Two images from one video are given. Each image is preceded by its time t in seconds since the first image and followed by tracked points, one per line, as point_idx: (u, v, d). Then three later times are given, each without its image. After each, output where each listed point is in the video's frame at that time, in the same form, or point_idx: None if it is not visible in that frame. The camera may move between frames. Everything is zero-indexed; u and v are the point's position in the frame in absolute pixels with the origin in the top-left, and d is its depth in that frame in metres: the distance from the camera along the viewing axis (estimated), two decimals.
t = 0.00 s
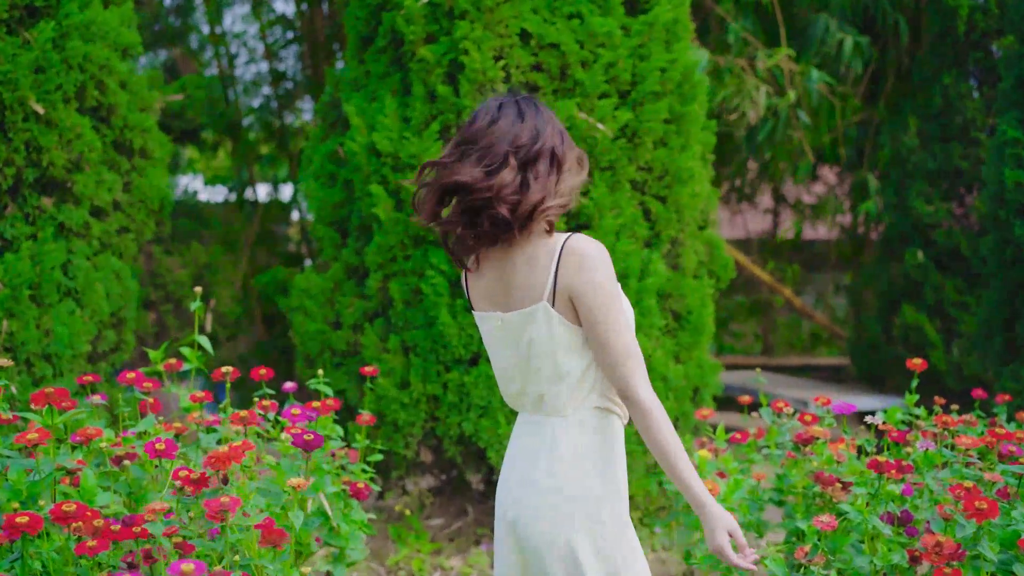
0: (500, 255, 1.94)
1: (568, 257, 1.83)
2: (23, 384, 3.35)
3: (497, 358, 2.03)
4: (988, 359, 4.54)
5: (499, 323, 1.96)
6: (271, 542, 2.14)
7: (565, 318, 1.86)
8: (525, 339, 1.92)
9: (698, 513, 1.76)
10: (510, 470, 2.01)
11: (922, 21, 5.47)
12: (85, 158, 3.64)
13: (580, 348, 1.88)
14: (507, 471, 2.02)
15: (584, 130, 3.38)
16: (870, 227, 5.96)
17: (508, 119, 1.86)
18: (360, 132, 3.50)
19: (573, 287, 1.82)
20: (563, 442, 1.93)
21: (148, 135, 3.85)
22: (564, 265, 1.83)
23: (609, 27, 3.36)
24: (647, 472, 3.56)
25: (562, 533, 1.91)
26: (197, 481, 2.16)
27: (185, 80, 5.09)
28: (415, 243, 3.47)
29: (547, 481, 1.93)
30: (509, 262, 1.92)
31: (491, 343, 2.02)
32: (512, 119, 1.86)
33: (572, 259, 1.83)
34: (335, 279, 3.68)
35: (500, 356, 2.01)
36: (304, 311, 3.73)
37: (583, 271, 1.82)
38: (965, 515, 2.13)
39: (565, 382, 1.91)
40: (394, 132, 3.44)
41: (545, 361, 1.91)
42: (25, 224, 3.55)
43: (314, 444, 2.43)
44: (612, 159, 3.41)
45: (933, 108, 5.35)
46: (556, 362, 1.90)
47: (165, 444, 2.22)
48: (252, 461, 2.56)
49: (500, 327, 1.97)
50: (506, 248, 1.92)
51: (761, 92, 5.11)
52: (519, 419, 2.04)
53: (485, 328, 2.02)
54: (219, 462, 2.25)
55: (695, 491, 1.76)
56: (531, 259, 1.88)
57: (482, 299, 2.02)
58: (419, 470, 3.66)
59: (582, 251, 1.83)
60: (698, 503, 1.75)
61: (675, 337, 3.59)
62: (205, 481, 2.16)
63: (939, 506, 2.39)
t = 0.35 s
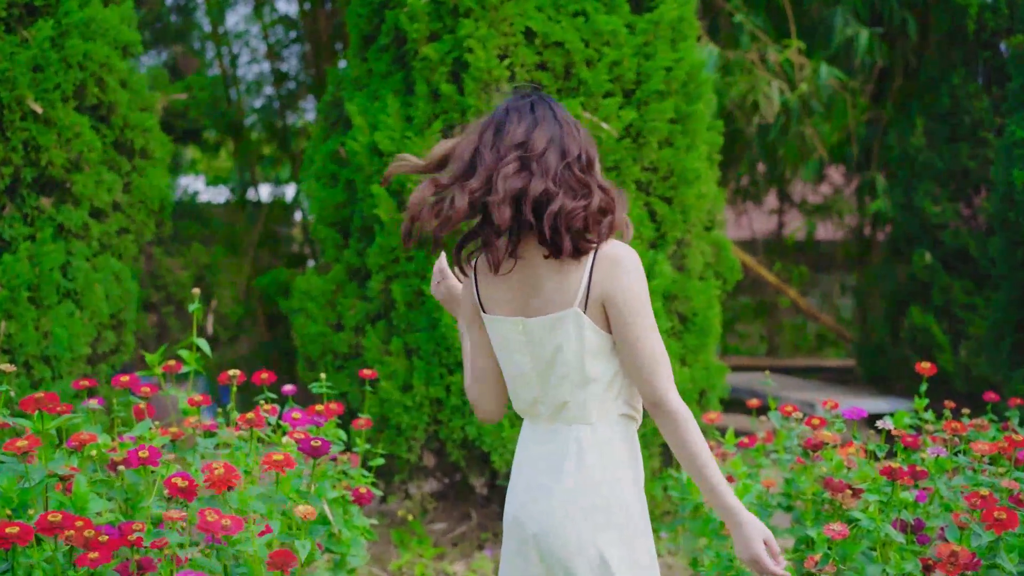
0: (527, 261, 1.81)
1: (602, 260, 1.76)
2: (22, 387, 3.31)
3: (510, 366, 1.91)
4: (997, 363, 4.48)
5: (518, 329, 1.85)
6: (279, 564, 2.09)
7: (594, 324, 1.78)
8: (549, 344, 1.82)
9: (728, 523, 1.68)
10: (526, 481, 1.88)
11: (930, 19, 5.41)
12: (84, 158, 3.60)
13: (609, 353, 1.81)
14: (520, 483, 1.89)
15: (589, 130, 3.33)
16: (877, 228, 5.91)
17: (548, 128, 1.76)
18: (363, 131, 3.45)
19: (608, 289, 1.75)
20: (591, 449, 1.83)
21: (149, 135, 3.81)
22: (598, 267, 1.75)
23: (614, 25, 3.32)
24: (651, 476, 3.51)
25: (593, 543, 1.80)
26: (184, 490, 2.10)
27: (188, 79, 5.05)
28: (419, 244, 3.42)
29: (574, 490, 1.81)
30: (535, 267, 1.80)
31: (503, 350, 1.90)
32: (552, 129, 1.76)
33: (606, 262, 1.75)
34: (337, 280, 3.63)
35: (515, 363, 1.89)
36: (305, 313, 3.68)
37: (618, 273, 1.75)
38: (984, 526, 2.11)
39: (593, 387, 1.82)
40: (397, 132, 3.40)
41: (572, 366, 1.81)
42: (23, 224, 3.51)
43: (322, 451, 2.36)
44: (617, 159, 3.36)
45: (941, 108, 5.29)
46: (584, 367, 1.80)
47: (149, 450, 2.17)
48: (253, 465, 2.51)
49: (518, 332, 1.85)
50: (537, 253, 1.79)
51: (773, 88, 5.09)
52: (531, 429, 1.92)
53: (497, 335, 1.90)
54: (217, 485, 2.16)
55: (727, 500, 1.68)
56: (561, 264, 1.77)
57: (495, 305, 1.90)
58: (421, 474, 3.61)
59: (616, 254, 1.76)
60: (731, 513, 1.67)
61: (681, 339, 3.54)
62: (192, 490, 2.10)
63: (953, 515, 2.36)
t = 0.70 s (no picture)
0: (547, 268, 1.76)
1: (630, 267, 1.73)
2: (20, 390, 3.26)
3: (525, 375, 1.85)
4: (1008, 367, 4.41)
5: (537, 336, 1.79)
6: None
7: (620, 331, 1.75)
8: (571, 352, 1.78)
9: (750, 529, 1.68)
10: (540, 489, 1.81)
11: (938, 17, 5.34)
12: (83, 158, 3.56)
13: (633, 362, 1.78)
14: (535, 492, 1.82)
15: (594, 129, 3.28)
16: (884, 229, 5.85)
17: (589, 131, 1.72)
18: (365, 131, 3.40)
19: (636, 296, 1.73)
20: (612, 458, 1.78)
21: (150, 134, 3.77)
22: (627, 275, 1.73)
23: (620, 23, 3.28)
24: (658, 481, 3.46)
25: (612, 555, 1.75)
26: (186, 500, 2.04)
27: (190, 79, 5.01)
28: (422, 245, 3.38)
29: (595, 499, 1.76)
30: (556, 275, 1.76)
31: (518, 359, 1.84)
32: (591, 132, 1.73)
33: (635, 270, 1.73)
34: (339, 282, 3.59)
35: (531, 372, 1.83)
36: (307, 315, 3.64)
37: (646, 280, 1.73)
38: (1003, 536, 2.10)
39: (615, 396, 1.78)
40: (400, 131, 3.35)
41: (596, 375, 1.77)
42: (22, 225, 3.46)
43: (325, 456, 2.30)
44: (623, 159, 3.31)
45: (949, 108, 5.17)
46: (608, 376, 1.77)
47: (140, 459, 2.13)
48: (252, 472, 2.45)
49: (537, 340, 1.80)
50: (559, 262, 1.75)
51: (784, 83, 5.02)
52: (544, 439, 1.86)
53: (513, 343, 1.83)
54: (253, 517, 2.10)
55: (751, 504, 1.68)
56: (588, 271, 1.74)
57: (510, 312, 1.83)
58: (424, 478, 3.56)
59: (644, 261, 1.74)
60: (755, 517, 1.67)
61: (688, 342, 3.49)
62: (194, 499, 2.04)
63: (969, 524, 2.35)
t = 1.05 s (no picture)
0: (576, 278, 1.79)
1: (659, 278, 1.78)
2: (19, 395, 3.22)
3: (539, 387, 1.86)
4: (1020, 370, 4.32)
5: (560, 346, 1.81)
6: None
7: (646, 342, 1.80)
8: (594, 364, 1.81)
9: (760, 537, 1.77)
10: (551, 503, 1.83)
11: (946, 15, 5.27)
12: (82, 160, 3.51)
13: (655, 374, 1.83)
14: (545, 505, 1.84)
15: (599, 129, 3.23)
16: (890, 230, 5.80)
17: (615, 139, 1.76)
18: (367, 131, 3.35)
19: (665, 307, 1.77)
20: (628, 472, 1.81)
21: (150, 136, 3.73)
22: (657, 287, 1.77)
23: (624, 21, 3.23)
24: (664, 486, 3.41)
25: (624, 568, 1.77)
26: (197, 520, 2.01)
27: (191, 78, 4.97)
28: (425, 247, 3.34)
29: (609, 509, 1.79)
30: (582, 284, 1.78)
31: (535, 370, 1.84)
32: (616, 139, 1.76)
33: (665, 282, 1.78)
34: (341, 284, 3.54)
35: (547, 384, 1.84)
36: (308, 318, 3.59)
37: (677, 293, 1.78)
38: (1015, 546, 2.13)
39: (635, 410, 1.83)
40: (402, 132, 3.30)
41: (618, 388, 1.82)
42: (20, 228, 3.39)
43: (320, 463, 2.24)
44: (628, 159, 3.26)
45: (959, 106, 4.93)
46: (630, 388, 1.81)
47: (143, 468, 2.10)
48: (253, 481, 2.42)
49: (559, 350, 1.81)
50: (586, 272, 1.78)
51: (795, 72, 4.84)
52: (555, 453, 1.88)
53: (530, 354, 1.84)
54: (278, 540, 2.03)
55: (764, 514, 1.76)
56: (617, 281, 1.78)
57: (529, 321, 1.84)
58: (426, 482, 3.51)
59: (674, 275, 1.79)
60: (768, 527, 1.75)
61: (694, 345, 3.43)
62: (205, 518, 2.01)
63: (982, 532, 2.36)
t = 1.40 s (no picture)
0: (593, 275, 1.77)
1: (680, 281, 1.77)
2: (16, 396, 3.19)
3: (549, 388, 1.84)
4: None
5: (574, 346, 1.80)
6: None
7: (662, 344, 1.79)
8: (608, 366, 1.79)
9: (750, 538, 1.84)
10: (556, 507, 1.83)
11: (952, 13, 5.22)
12: (79, 159, 3.48)
13: (671, 378, 1.83)
14: (551, 510, 1.83)
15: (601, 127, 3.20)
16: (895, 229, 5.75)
17: (628, 134, 1.73)
18: (367, 130, 3.32)
19: (684, 311, 1.77)
20: (638, 477, 1.81)
21: (149, 135, 3.70)
22: (677, 290, 1.77)
23: (627, 18, 3.19)
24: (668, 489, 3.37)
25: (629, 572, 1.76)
26: (201, 526, 1.97)
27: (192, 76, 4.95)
28: (425, 247, 3.30)
29: (618, 513, 1.79)
30: (598, 284, 1.77)
31: (546, 371, 1.83)
32: (632, 132, 1.74)
33: (684, 285, 1.77)
34: (342, 284, 3.51)
35: (558, 386, 1.83)
36: (308, 318, 3.56)
37: (694, 296, 1.77)
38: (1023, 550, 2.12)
39: (647, 414, 1.82)
40: (403, 130, 3.27)
41: (631, 391, 1.81)
42: (17, 228, 3.37)
43: (310, 465, 2.20)
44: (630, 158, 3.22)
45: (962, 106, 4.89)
46: (645, 392, 1.81)
47: (146, 472, 2.05)
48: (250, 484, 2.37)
49: (573, 351, 1.80)
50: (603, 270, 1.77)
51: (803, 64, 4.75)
52: (561, 457, 1.87)
53: (542, 355, 1.82)
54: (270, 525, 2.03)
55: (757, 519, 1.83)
56: (634, 280, 1.77)
57: (541, 320, 1.82)
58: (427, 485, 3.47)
59: (692, 278, 1.78)
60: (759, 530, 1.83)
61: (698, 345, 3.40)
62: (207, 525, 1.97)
63: (992, 537, 2.33)
